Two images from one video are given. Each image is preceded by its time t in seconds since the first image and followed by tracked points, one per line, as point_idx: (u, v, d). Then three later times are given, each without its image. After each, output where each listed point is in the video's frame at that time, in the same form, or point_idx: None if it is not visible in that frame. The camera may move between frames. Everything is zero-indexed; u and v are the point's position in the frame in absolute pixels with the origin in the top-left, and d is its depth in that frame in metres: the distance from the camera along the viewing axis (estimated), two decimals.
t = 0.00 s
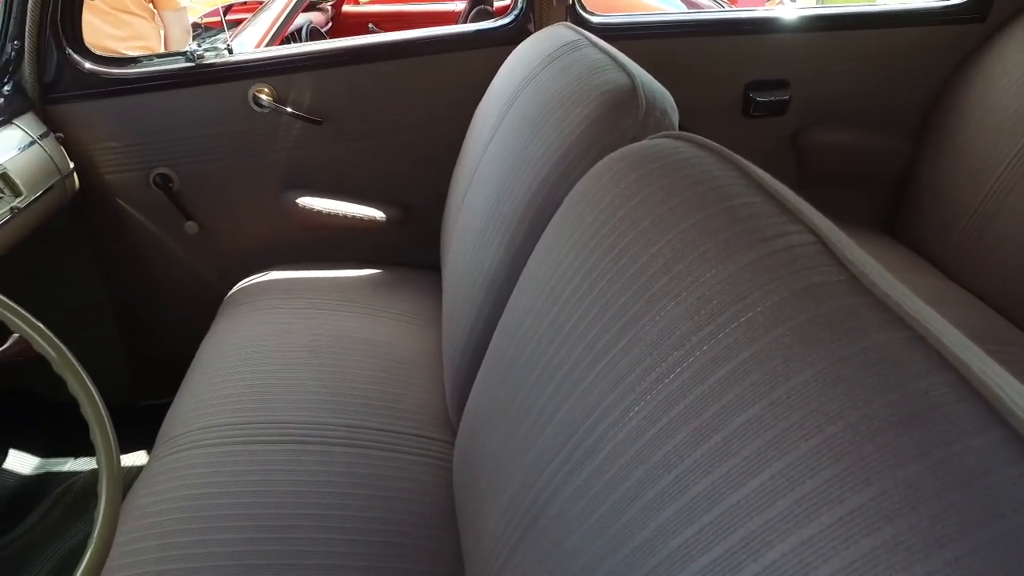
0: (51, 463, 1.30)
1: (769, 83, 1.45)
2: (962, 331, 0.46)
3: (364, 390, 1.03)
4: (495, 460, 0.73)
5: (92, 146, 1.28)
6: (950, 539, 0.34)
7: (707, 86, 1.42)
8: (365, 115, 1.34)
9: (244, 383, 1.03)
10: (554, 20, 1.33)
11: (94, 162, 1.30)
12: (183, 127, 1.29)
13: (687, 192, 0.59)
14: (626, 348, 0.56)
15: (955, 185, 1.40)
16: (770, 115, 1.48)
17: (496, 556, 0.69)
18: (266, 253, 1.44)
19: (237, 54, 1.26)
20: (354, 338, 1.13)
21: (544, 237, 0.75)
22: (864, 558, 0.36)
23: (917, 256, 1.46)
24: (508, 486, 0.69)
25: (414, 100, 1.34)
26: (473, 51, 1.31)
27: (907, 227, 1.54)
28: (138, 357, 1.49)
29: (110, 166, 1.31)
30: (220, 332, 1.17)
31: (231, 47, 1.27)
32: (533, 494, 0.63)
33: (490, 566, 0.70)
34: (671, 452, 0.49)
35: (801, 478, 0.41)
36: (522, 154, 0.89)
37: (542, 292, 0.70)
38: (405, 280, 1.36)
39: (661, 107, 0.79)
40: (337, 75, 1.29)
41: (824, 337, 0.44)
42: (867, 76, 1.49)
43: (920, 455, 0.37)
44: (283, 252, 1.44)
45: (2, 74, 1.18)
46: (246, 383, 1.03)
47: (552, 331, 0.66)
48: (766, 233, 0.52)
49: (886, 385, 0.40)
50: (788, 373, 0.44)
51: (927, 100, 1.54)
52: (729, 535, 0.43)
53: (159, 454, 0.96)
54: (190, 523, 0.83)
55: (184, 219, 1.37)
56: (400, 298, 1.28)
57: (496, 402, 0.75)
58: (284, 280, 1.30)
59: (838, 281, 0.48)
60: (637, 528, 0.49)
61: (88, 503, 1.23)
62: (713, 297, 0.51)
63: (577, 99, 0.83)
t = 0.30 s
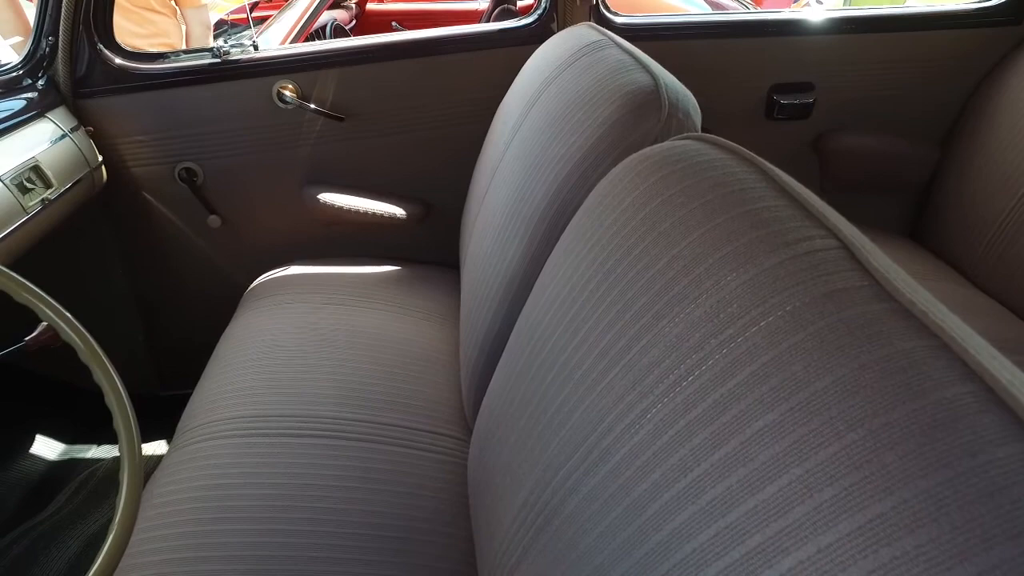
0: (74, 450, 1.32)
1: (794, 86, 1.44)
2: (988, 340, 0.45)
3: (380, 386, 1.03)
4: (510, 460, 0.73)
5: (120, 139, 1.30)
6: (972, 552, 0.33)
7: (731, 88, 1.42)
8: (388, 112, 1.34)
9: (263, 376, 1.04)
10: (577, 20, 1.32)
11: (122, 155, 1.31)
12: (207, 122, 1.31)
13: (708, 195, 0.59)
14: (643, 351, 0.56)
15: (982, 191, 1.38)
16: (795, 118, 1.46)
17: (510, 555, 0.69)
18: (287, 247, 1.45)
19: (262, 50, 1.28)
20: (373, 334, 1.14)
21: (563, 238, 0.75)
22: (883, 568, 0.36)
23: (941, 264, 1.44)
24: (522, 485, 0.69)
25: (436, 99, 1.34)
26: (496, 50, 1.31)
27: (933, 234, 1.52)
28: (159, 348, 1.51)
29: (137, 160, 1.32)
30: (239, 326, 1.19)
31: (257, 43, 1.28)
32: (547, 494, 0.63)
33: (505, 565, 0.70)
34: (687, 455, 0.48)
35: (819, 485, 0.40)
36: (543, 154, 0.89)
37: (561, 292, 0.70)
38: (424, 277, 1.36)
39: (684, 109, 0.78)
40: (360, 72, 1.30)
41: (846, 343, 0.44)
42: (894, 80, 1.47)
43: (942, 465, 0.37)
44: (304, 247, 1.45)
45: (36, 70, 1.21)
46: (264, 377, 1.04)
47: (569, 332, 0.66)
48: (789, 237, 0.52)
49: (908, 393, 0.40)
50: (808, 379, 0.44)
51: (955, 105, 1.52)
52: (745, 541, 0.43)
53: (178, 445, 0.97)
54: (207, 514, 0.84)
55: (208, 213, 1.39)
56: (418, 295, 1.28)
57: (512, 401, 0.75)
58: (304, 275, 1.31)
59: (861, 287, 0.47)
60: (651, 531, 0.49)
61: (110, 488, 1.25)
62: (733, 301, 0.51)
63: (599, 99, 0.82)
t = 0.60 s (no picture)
0: (97, 438, 1.34)
1: (819, 89, 1.42)
2: (1015, 349, 0.44)
3: (397, 383, 1.04)
4: (526, 459, 0.73)
5: (147, 133, 1.32)
6: (995, 566, 0.33)
7: (755, 90, 1.41)
8: (410, 110, 1.35)
9: (281, 370, 1.05)
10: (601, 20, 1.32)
11: (149, 149, 1.33)
12: (232, 117, 1.32)
13: (730, 198, 0.58)
14: (662, 353, 0.55)
15: (1009, 198, 1.36)
16: (819, 122, 1.45)
17: (524, 554, 0.69)
18: (308, 243, 1.46)
19: (288, 46, 1.29)
20: (391, 331, 1.14)
21: (583, 238, 0.75)
22: None
23: (967, 271, 1.41)
24: (537, 485, 0.69)
25: (458, 97, 1.34)
26: (518, 49, 1.31)
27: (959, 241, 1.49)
28: (181, 339, 1.52)
29: (163, 154, 1.34)
30: (260, 319, 1.20)
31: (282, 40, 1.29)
32: (562, 495, 0.63)
33: (518, 564, 0.70)
34: (704, 459, 0.48)
35: (838, 493, 0.40)
36: (564, 154, 0.89)
37: (580, 293, 0.70)
38: (443, 275, 1.37)
39: (707, 111, 0.78)
40: (383, 69, 1.31)
41: (868, 350, 0.43)
42: (922, 83, 1.45)
43: (966, 476, 0.36)
44: (325, 243, 1.46)
45: (70, 65, 1.23)
46: (282, 370, 1.04)
47: (587, 333, 0.66)
48: (811, 241, 0.51)
49: (932, 402, 0.39)
50: (829, 385, 0.43)
51: (985, 110, 1.49)
52: (761, 547, 0.42)
53: (198, 435, 0.99)
54: (224, 504, 0.85)
55: (231, 207, 1.40)
56: (437, 293, 1.29)
57: (529, 401, 0.75)
58: (325, 271, 1.32)
59: (885, 293, 0.46)
60: (666, 534, 0.49)
61: (132, 476, 1.26)
62: (753, 306, 0.50)
63: (621, 100, 0.82)
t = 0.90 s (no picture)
0: (120, 426, 1.38)
1: (845, 92, 1.41)
2: None
3: (414, 380, 1.04)
4: (543, 458, 0.73)
5: (174, 127, 1.33)
6: None
7: (780, 93, 1.39)
8: (432, 108, 1.35)
9: (300, 364, 1.05)
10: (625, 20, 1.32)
11: (175, 144, 1.35)
12: (257, 112, 1.33)
13: (753, 201, 0.58)
14: (681, 356, 0.55)
15: None
16: (845, 125, 1.43)
17: (539, 553, 0.69)
18: (329, 238, 1.47)
19: (313, 44, 1.30)
20: (409, 328, 1.15)
21: (603, 239, 0.75)
22: None
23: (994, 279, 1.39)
24: (553, 484, 0.69)
25: (481, 96, 1.35)
26: (542, 48, 1.31)
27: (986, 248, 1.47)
28: (203, 331, 1.54)
29: (188, 148, 1.36)
30: (280, 313, 1.21)
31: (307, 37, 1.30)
32: (578, 494, 0.63)
33: (532, 563, 0.70)
34: (722, 463, 0.48)
35: (859, 501, 0.39)
36: (586, 154, 0.88)
37: (599, 293, 0.70)
38: (462, 272, 1.37)
39: (731, 113, 0.77)
40: (407, 67, 1.31)
41: (892, 357, 0.43)
42: (951, 88, 1.43)
43: (991, 487, 0.35)
44: (346, 239, 1.47)
45: (101, 60, 1.25)
46: (301, 365, 1.05)
47: (606, 333, 0.66)
48: (834, 246, 0.51)
49: (957, 411, 0.39)
50: (851, 391, 0.43)
51: (1015, 116, 1.47)
52: (779, 552, 0.42)
53: (217, 426, 1.00)
54: (240, 495, 0.86)
55: (254, 202, 1.42)
56: (456, 291, 1.29)
57: (546, 400, 0.75)
58: (345, 266, 1.33)
59: (910, 300, 0.46)
60: (682, 536, 0.49)
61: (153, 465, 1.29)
62: (775, 309, 0.50)
63: (645, 101, 0.82)
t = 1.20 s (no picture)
0: (143, 416, 1.38)
1: (871, 96, 1.39)
2: None
3: (431, 377, 1.05)
4: (558, 458, 0.73)
5: (199, 122, 1.35)
6: None
7: (805, 96, 1.38)
8: (454, 106, 1.36)
9: (318, 359, 1.06)
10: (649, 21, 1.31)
11: (200, 138, 1.36)
12: (281, 108, 1.34)
13: (776, 204, 0.57)
14: (700, 359, 0.55)
15: None
16: (870, 130, 1.42)
17: (553, 553, 0.69)
18: (350, 235, 1.48)
19: (337, 41, 1.31)
20: (427, 325, 1.15)
21: (623, 240, 0.75)
22: None
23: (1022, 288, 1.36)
24: (568, 484, 0.69)
25: (503, 95, 1.35)
26: (565, 48, 1.31)
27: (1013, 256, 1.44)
28: (224, 324, 1.56)
29: (213, 143, 1.37)
30: (300, 308, 1.22)
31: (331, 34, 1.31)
32: (593, 495, 0.63)
33: (546, 561, 0.70)
34: (740, 467, 0.48)
35: (878, 510, 0.39)
36: (607, 155, 0.88)
37: (618, 295, 0.70)
38: (481, 271, 1.37)
39: (754, 116, 0.77)
40: (430, 66, 1.31)
41: (916, 365, 0.42)
42: (980, 93, 1.40)
43: (1016, 500, 0.35)
44: (366, 236, 1.48)
45: (130, 56, 1.27)
46: (320, 359, 1.06)
47: (625, 335, 0.66)
48: (858, 252, 0.50)
49: (982, 423, 0.38)
50: (872, 399, 0.42)
51: None
52: (796, 560, 0.42)
53: (236, 418, 1.01)
54: (255, 487, 0.87)
55: (276, 197, 1.43)
56: (474, 289, 1.29)
57: (563, 400, 0.75)
58: (365, 263, 1.33)
59: (935, 308, 0.45)
60: (698, 540, 0.49)
61: (173, 456, 1.31)
62: (796, 314, 0.49)
63: (668, 102, 0.81)
